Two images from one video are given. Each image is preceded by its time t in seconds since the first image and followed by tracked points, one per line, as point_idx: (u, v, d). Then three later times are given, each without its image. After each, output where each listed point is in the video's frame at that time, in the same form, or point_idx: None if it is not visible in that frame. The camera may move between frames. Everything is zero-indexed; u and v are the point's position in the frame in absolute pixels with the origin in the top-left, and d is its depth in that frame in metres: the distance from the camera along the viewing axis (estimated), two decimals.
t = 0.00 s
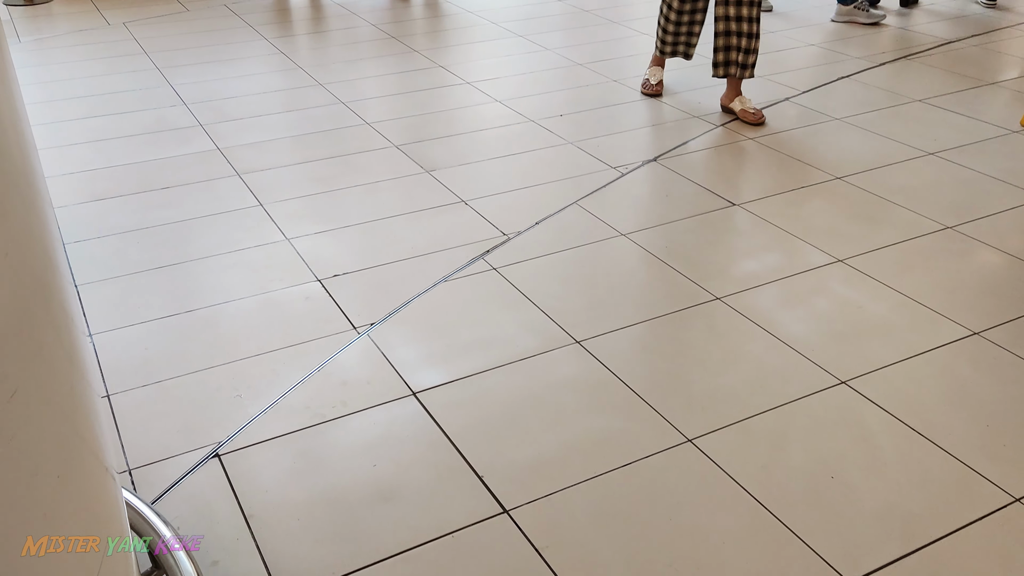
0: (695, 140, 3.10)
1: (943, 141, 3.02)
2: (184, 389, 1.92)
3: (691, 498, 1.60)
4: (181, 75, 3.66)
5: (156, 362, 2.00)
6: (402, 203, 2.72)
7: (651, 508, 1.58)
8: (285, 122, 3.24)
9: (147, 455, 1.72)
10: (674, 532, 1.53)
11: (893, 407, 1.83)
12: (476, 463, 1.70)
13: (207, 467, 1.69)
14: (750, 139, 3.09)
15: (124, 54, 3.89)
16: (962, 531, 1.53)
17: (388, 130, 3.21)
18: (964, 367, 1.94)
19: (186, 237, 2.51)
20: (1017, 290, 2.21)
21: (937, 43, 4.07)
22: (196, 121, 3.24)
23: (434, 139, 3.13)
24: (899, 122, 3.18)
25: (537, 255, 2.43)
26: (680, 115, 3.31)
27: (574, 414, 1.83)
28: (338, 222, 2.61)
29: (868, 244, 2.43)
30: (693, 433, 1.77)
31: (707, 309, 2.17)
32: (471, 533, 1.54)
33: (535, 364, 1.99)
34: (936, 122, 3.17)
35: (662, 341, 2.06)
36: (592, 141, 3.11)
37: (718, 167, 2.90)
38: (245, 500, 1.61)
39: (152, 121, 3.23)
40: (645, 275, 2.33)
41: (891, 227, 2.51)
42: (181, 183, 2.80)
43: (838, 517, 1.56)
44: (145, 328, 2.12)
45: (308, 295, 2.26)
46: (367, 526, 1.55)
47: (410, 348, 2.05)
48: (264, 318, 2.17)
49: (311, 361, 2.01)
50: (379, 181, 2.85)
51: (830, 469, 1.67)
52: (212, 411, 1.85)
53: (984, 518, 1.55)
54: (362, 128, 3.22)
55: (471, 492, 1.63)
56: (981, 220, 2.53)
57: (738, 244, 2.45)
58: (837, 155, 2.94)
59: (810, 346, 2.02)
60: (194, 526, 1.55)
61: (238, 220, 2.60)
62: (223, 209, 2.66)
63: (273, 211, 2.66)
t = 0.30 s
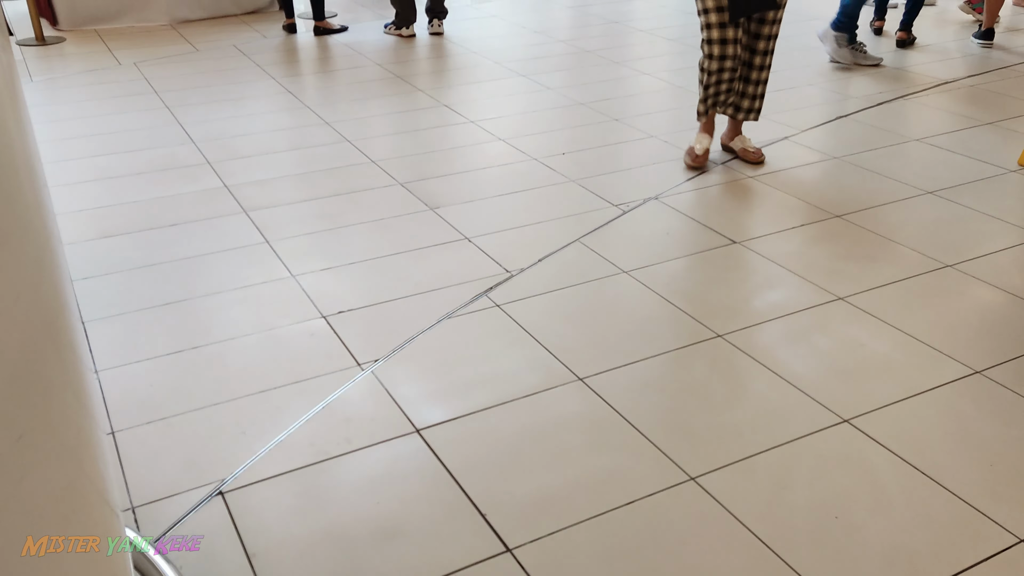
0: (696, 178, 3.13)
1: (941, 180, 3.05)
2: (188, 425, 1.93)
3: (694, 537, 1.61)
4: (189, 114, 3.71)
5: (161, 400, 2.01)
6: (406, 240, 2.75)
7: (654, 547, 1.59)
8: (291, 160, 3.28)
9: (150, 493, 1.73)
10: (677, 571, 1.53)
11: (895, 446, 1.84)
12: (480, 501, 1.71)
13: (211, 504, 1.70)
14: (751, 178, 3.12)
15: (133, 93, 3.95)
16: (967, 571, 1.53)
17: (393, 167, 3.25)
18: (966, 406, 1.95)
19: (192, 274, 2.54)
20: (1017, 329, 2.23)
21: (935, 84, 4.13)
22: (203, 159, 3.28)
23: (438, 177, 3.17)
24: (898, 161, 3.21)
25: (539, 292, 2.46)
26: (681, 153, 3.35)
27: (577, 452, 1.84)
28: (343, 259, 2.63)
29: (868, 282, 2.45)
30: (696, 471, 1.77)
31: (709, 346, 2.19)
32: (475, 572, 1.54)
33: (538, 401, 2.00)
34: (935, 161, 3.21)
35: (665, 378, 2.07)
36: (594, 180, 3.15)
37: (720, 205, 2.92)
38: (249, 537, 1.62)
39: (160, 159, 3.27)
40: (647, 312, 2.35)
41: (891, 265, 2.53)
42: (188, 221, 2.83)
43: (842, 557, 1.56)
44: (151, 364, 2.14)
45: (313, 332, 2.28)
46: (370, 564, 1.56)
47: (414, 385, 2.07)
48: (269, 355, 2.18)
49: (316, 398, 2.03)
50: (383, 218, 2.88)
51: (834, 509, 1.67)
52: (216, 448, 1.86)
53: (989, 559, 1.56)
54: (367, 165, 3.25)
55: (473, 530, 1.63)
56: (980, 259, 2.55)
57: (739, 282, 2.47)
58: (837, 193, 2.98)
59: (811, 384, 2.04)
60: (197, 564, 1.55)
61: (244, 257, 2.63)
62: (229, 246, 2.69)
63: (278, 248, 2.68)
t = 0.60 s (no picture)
0: (697, 215, 3.14)
1: (942, 217, 3.06)
2: (188, 463, 1.92)
3: None
4: (193, 150, 3.74)
5: (161, 437, 2.00)
6: (408, 276, 2.75)
7: None
8: (294, 196, 3.30)
9: (149, 532, 1.71)
10: None
11: (900, 486, 1.82)
12: (481, 540, 1.69)
13: (210, 543, 1.69)
14: (752, 214, 3.13)
15: (138, 129, 3.98)
16: None
17: (395, 203, 3.26)
18: (971, 445, 1.94)
19: (194, 309, 2.54)
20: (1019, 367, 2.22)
21: (935, 121, 4.15)
22: (207, 194, 3.29)
23: (440, 213, 3.18)
24: (899, 198, 3.23)
25: (541, 328, 2.45)
26: (682, 189, 3.36)
27: (579, 490, 1.82)
28: (345, 295, 2.64)
29: (870, 319, 2.44)
30: (699, 510, 1.76)
31: (712, 383, 2.18)
32: None
33: (540, 439, 1.99)
34: (934, 198, 3.22)
35: (667, 416, 2.06)
36: (596, 216, 3.16)
37: (721, 242, 2.93)
38: None
39: (163, 194, 3.29)
40: (649, 349, 2.34)
41: (892, 302, 2.53)
42: (191, 256, 2.84)
43: None
44: (152, 401, 2.13)
45: (313, 368, 2.27)
46: None
47: (415, 422, 2.06)
48: (270, 391, 2.18)
49: (317, 435, 2.02)
50: (385, 253, 2.89)
51: (838, 549, 1.65)
52: (216, 485, 1.85)
53: None
54: (369, 201, 3.27)
55: (473, 569, 1.62)
56: (982, 296, 2.55)
57: (740, 318, 2.47)
58: (838, 230, 2.98)
59: (814, 422, 2.03)
60: None
61: (246, 292, 2.64)
62: (231, 281, 2.70)
63: (280, 283, 2.69)
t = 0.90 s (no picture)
0: (698, 250, 3.14)
1: (943, 253, 3.06)
2: (185, 502, 1.89)
3: None
4: (194, 184, 3.75)
5: (158, 475, 1.98)
6: (407, 312, 2.74)
7: None
8: (295, 230, 3.29)
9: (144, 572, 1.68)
10: None
11: (907, 526, 1.80)
12: None
13: None
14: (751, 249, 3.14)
15: (140, 163, 3.99)
16: None
17: (395, 238, 3.25)
18: (978, 484, 1.92)
19: (192, 345, 2.52)
20: None
21: (934, 156, 4.17)
22: (207, 229, 3.29)
23: (440, 248, 3.18)
24: (899, 233, 3.23)
25: (541, 365, 2.44)
26: (683, 224, 3.36)
27: (581, 530, 1.80)
28: (345, 330, 2.62)
29: (873, 357, 2.43)
30: (703, 551, 1.73)
31: (715, 422, 2.16)
32: None
33: (541, 477, 1.96)
34: (935, 233, 3.22)
35: (670, 455, 2.04)
36: (597, 251, 3.16)
37: (724, 278, 2.92)
38: None
39: (164, 229, 3.28)
40: (650, 386, 2.32)
41: (894, 339, 2.52)
42: (190, 291, 2.83)
43: None
44: (149, 439, 2.10)
45: (312, 405, 2.25)
46: None
47: (415, 460, 2.03)
48: (268, 429, 2.15)
49: (315, 473, 1.99)
50: (386, 289, 2.88)
51: None
52: (212, 525, 1.82)
53: None
54: (370, 236, 3.27)
55: None
56: (984, 332, 2.54)
57: (742, 355, 2.45)
58: (839, 266, 2.98)
59: (819, 461, 2.00)
60: None
61: (246, 328, 2.62)
62: (231, 317, 2.68)
63: (281, 319, 2.68)
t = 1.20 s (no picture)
0: (698, 286, 3.14)
1: (943, 289, 3.07)
2: (182, 540, 1.87)
3: None
4: (196, 220, 3.76)
5: (156, 514, 1.96)
6: (407, 348, 2.74)
7: None
8: (296, 266, 3.30)
9: None
10: None
11: (912, 567, 1.78)
12: None
13: None
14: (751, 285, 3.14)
15: (141, 199, 4.01)
16: None
17: (396, 274, 3.26)
18: (983, 525, 1.90)
19: (191, 382, 2.51)
20: None
21: (932, 193, 4.19)
22: (208, 265, 3.30)
23: (441, 284, 3.18)
24: (899, 270, 3.24)
25: (542, 402, 2.43)
26: (683, 260, 3.37)
27: (583, 570, 1.78)
28: (345, 367, 2.61)
29: (875, 394, 2.42)
30: None
31: (717, 460, 2.15)
32: None
33: (542, 516, 1.95)
34: (934, 270, 3.23)
35: (672, 494, 2.02)
36: (597, 287, 3.16)
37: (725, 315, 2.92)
38: None
39: (165, 265, 3.29)
40: (651, 424, 2.31)
41: (896, 376, 2.51)
42: (190, 327, 2.83)
43: None
44: (147, 477, 2.09)
45: (312, 443, 2.24)
46: None
47: (416, 498, 2.02)
48: (268, 466, 2.14)
49: (315, 512, 1.97)
50: (385, 325, 2.88)
51: None
52: (211, 563, 1.80)
53: None
54: (371, 271, 3.28)
55: None
56: (986, 370, 2.53)
57: (743, 392, 2.45)
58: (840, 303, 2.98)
59: (821, 500, 1.99)
60: None
61: (246, 365, 2.61)
62: (231, 353, 2.68)
63: (281, 355, 2.67)
